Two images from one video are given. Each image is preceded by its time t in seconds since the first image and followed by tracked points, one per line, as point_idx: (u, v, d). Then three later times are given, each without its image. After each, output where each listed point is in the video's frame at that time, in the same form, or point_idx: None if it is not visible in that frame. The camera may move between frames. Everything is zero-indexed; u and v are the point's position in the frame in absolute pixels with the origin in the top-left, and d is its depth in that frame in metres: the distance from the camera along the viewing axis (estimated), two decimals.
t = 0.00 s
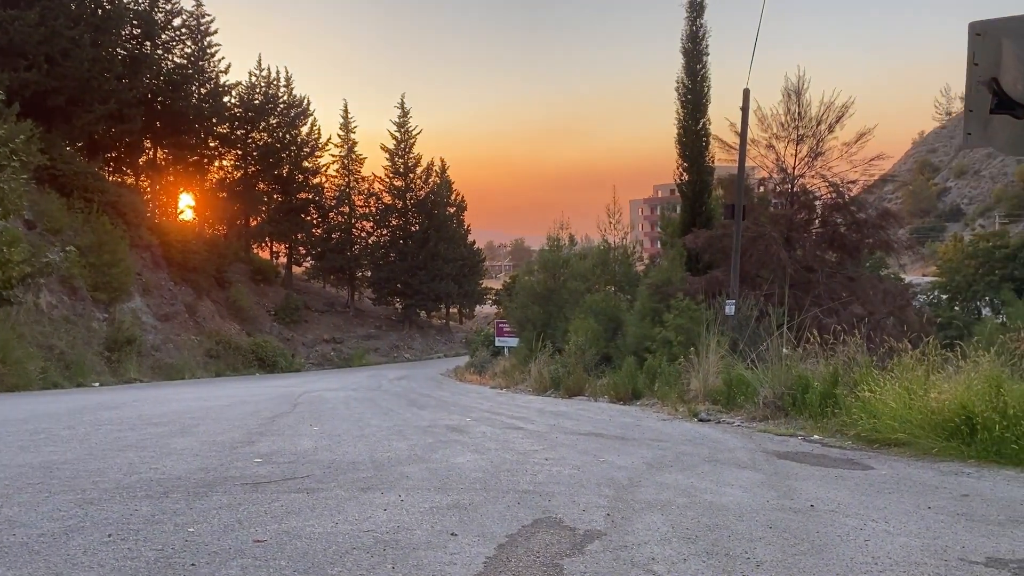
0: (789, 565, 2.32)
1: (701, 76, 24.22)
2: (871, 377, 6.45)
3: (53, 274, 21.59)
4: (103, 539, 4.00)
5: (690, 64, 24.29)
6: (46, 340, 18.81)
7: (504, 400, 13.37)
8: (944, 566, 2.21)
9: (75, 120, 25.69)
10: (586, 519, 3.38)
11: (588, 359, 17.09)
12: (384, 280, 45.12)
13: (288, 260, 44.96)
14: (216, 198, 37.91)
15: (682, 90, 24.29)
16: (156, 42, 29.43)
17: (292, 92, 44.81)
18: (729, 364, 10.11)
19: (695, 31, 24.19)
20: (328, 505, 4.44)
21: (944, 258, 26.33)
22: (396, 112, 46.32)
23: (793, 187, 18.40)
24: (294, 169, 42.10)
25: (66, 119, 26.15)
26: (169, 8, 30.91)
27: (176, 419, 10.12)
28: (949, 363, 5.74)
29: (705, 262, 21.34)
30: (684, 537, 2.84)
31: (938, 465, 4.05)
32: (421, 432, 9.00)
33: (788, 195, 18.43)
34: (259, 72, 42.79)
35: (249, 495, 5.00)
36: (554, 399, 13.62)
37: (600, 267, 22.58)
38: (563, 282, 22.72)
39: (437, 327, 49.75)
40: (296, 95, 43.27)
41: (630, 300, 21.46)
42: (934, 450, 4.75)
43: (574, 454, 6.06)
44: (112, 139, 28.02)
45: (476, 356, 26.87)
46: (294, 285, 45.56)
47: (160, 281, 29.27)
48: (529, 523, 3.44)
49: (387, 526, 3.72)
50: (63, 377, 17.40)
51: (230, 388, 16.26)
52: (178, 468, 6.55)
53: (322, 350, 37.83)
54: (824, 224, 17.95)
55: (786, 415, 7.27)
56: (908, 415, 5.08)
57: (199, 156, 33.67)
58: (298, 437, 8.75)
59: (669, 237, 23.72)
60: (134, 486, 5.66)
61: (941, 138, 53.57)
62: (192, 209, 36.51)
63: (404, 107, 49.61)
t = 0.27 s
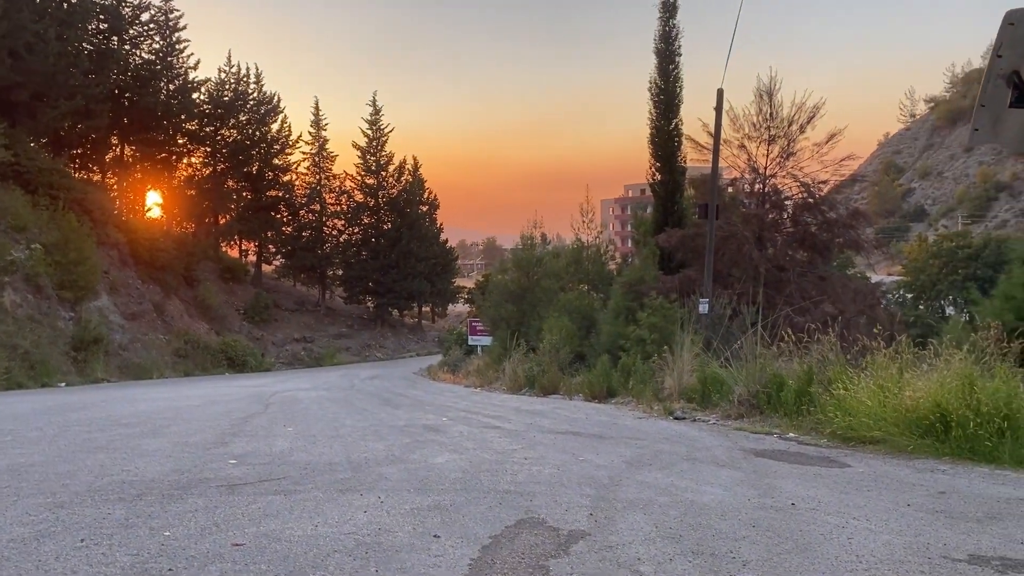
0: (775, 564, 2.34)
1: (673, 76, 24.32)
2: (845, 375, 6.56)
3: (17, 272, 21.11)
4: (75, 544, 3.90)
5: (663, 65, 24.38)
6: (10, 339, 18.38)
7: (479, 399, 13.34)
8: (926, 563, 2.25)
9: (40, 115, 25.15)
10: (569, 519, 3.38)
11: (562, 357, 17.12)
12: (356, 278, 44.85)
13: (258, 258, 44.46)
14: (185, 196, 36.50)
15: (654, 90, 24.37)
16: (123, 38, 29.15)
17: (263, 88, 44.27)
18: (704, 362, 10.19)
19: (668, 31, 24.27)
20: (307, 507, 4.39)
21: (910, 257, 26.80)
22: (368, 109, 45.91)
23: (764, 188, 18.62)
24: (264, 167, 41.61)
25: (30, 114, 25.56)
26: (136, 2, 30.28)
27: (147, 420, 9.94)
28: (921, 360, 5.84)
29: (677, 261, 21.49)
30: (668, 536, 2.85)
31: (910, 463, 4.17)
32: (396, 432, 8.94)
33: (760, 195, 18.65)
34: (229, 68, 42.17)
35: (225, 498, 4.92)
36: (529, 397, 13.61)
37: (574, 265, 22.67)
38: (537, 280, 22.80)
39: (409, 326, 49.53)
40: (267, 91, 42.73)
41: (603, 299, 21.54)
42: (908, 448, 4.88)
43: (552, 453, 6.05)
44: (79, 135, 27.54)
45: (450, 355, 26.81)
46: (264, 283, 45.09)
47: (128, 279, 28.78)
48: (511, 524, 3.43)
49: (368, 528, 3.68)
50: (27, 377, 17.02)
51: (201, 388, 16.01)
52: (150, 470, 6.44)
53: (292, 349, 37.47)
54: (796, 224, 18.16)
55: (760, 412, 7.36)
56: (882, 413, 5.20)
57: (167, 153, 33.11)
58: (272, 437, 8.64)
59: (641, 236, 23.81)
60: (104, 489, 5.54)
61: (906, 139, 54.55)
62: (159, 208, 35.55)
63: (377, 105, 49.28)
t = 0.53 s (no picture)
0: (760, 565, 2.38)
1: (643, 75, 24.39)
2: (818, 374, 6.65)
3: None
4: (44, 552, 3.80)
5: (632, 64, 24.43)
6: None
7: (450, 398, 13.28)
8: (909, 561, 2.32)
9: None
10: (551, 520, 3.38)
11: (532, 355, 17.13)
12: (322, 277, 44.47)
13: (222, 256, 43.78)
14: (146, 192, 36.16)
15: (624, 88, 24.41)
16: (84, 31, 28.41)
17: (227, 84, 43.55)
18: (676, 360, 10.25)
19: (637, 30, 24.32)
20: (283, 510, 4.34)
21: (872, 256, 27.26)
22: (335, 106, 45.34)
23: (732, 187, 18.78)
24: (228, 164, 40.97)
25: None
26: None
27: (111, 422, 9.73)
28: (892, 359, 5.95)
29: (647, 260, 21.61)
30: (652, 537, 2.86)
31: (885, 460, 4.26)
32: (368, 433, 8.85)
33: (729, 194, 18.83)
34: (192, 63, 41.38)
35: (197, 502, 4.83)
36: (500, 396, 13.59)
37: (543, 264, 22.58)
38: (507, 279, 22.49)
39: (377, 325, 49.24)
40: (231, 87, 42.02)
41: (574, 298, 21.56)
42: (882, 445, 4.98)
43: (527, 454, 6.04)
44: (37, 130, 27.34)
45: (418, 353, 26.68)
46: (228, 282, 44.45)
47: (88, 277, 28.18)
48: (493, 526, 3.41)
49: (347, 532, 3.65)
50: None
51: (165, 388, 15.72)
52: (118, 474, 6.29)
53: (257, 349, 37.04)
54: (764, 223, 18.35)
55: (734, 410, 7.44)
56: (855, 411, 5.30)
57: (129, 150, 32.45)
58: (242, 439, 8.51)
59: (611, 235, 23.87)
60: (71, 494, 5.41)
61: (866, 139, 55.59)
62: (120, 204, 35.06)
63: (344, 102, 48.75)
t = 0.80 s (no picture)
0: (736, 563, 2.42)
1: (608, 75, 24.51)
2: (783, 371, 6.76)
3: None
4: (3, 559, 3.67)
5: (597, 63, 24.53)
6: None
7: (416, 398, 13.21)
8: (881, 557, 2.40)
9: None
10: (523, 520, 3.38)
11: (498, 354, 17.11)
12: (283, 275, 43.99)
13: (181, 254, 42.91)
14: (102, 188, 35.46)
15: (589, 88, 24.51)
16: (37, 23, 27.80)
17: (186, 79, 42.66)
18: (642, 358, 10.33)
19: (602, 30, 24.43)
20: (251, 513, 4.27)
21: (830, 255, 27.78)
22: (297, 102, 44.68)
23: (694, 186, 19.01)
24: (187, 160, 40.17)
25: None
26: None
27: (68, 423, 9.47)
28: (855, 355, 6.08)
29: (612, 258, 21.70)
30: (626, 536, 2.87)
31: (850, 456, 4.37)
32: (335, 433, 8.74)
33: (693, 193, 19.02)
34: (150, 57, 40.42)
35: (161, 505, 4.72)
36: (467, 395, 13.57)
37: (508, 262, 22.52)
38: (471, 278, 22.42)
39: (339, 324, 48.81)
40: (190, 82, 41.16)
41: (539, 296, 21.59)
42: (848, 441, 5.10)
43: (497, 452, 6.02)
44: None
45: (382, 352, 26.52)
46: (187, 280, 43.65)
47: (41, 276, 27.45)
48: (468, 527, 3.40)
49: (319, 535, 3.60)
50: None
51: (123, 388, 15.37)
52: (78, 478, 6.13)
53: (217, 348, 36.50)
54: (727, 223, 18.59)
55: (700, 407, 7.53)
56: (822, 408, 5.41)
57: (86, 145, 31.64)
58: (206, 440, 8.36)
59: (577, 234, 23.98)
60: (30, 499, 5.25)
61: (823, 140, 56.62)
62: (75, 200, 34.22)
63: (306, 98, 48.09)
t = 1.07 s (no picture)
0: (706, 560, 2.46)
1: (568, 75, 24.61)
2: (743, 369, 6.87)
3: None
4: None
5: (557, 64, 24.61)
6: None
7: (378, 398, 13.08)
8: (848, 553, 2.47)
9: None
10: (490, 521, 3.35)
11: (459, 353, 17.05)
12: (240, 275, 43.29)
13: (133, 254, 41.87)
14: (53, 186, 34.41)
15: (549, 87, 24.58)
16: None
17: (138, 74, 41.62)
18: (604, 356, 10.38)
19: (562, 30, 24.53)
20: (211, 517, 4.17)
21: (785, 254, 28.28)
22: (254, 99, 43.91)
23: (654, 186, 19.22)
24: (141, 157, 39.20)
25: None
26: None
27: (17, 428, 9.16)
28: (814, 352, 6.20)
29: (574, 258, 21.78)
30: (596, 535, 2.88)
31: (812, 452, 4.45)
32: (296, 435, 8.61)
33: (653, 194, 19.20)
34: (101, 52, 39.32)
35: (117, 510, 4.58)
36: (429, 395, 13.48)
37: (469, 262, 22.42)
38: (432, 277, 22.30)
39: (297, 325, 48.17)
40: (143, 78, 40.16)
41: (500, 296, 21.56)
42: (810, 437, 5.20)
43: (462, 452, 5.97)
44: None
45: (341, 352, 26.25)
46: (140, 280, 42.63)
47: None
48: (435, 529, 3.37)
49: (282, 539, 3.53)
50: None
51: (73, 391, 14.92)
52: (30, 483, 5.93)
53: (172, 349, 35.75)
54: (687, 222, 18.78)
55: (662, 405, 7.61)
56: (784, 405, 5.51)
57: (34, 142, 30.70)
58: (162, 443, 8.16)
59: (538, 233, 24.03)
60: None
61: (777, 141, 57.65)
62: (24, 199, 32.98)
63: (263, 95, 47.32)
